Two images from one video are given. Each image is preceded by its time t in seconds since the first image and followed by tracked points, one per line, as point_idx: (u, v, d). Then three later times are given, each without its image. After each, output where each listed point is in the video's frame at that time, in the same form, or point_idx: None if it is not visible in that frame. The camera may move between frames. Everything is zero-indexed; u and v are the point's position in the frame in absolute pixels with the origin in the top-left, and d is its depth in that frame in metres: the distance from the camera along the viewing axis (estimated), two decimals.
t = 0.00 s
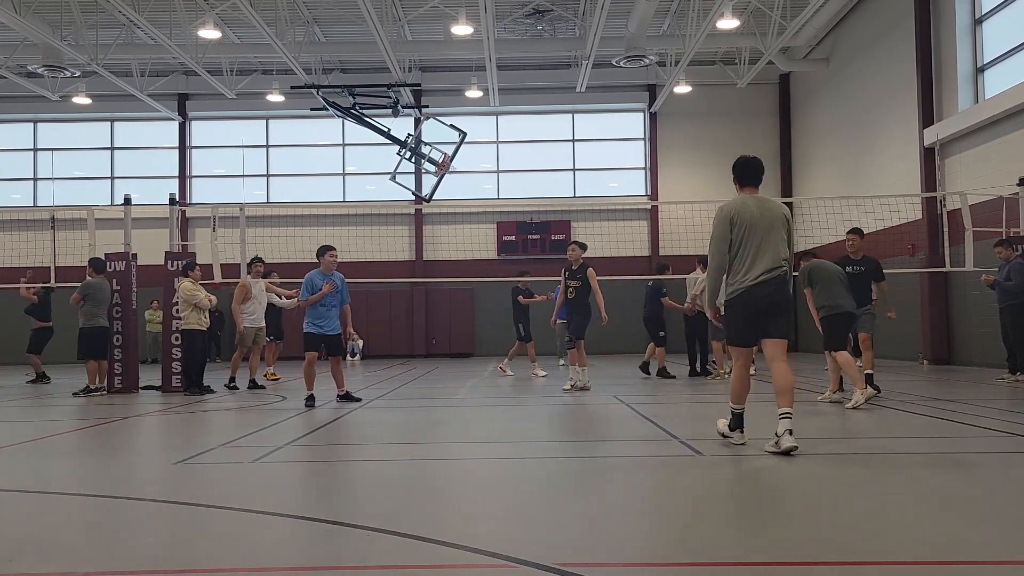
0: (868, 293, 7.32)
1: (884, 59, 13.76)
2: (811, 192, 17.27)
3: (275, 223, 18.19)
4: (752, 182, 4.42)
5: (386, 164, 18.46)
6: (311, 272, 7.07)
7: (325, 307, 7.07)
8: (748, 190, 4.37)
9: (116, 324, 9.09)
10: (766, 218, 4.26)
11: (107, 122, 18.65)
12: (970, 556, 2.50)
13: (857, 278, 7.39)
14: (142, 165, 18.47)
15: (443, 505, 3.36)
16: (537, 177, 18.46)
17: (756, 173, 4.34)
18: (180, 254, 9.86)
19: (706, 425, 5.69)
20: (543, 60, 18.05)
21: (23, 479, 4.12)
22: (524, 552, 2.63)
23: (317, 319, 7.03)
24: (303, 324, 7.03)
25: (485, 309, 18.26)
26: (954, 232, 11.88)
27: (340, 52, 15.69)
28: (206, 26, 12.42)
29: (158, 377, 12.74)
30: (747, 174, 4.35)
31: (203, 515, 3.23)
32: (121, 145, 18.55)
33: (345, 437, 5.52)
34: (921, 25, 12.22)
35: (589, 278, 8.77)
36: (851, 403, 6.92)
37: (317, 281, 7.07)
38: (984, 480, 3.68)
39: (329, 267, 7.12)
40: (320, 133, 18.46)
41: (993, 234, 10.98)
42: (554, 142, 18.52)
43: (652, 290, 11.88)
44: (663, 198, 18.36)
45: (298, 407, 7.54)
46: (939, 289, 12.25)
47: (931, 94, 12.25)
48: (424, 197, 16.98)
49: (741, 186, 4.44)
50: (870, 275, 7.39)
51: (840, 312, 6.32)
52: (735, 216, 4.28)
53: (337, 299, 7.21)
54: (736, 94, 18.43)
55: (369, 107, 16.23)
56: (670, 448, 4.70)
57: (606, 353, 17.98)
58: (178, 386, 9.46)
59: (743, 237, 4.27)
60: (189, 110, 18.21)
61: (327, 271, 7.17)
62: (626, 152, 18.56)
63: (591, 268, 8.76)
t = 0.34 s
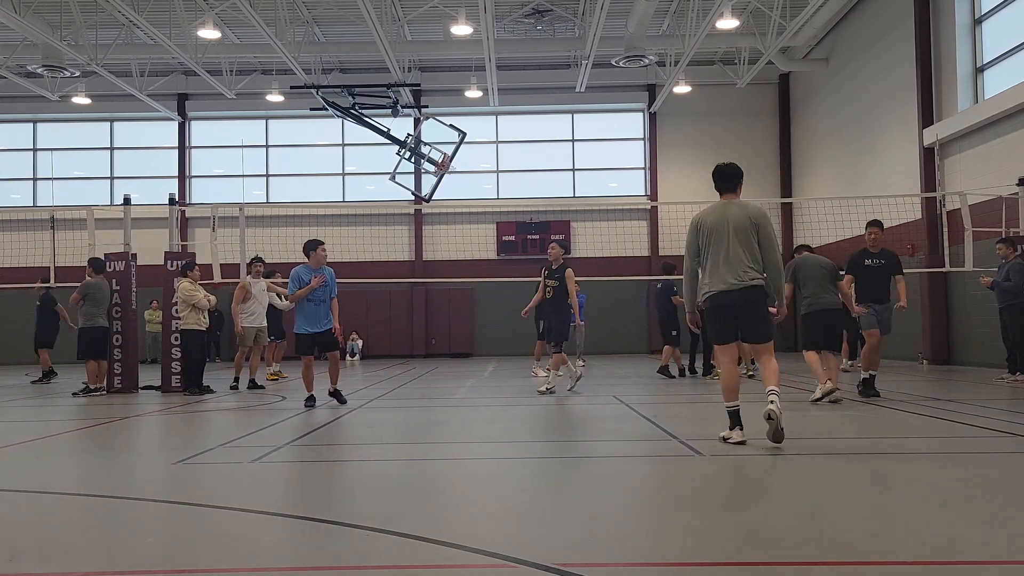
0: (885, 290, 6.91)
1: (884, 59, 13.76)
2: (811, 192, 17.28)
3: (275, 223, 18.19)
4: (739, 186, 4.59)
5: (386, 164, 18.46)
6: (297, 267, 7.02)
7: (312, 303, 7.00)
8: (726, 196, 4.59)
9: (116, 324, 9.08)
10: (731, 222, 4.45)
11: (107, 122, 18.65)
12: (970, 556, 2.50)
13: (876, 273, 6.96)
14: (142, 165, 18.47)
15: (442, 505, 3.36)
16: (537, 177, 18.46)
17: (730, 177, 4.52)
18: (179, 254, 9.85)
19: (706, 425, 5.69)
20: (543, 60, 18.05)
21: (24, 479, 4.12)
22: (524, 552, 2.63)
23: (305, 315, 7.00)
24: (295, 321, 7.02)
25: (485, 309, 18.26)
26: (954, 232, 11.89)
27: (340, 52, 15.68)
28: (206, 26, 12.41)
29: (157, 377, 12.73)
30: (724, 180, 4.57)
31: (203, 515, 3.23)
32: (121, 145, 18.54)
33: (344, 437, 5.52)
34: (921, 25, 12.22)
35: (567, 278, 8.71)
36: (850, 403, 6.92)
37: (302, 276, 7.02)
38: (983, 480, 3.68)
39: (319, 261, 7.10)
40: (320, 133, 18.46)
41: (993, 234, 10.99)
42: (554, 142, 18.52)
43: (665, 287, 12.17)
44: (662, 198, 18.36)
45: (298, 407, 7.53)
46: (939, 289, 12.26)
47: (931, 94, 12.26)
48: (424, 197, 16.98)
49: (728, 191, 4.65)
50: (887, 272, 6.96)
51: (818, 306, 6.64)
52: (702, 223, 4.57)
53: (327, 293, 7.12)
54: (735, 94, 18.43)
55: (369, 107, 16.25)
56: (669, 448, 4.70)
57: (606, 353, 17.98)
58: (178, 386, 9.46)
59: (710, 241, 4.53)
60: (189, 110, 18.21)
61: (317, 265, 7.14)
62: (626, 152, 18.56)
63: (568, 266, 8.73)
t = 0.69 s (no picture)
0: (908, 291, 6.49)
1: (884, 59, 13.77)
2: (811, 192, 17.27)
3: (275, 223, 18.19)
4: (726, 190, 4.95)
5: (386, 164, 18.47)
6: (297, 267, 7.07)
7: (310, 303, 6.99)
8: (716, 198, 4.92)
9: (116, 324, 9.11)
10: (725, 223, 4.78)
11: (107, 122, 18.64)
12: (969, 556, 2.50)
13: (899, 274, 6.53)
14: (142, 165, 18.47)
15: (444, 505, 3.37)
16: (537, 177, 18.46)
17: (721, 180, 4.87)
18: (179, 254, 9.87)
19: (706, 425, 5.70)
20: (543, 60, 18.05)
21: (24, 479, 4.12)
22: (524, 552, 2.63)
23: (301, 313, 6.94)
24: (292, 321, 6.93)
25: (485, 309, 18.25)
26: (954, 232, 11.89)
27: (340, 52, 15.69)
28: (206, 26, 12.41)
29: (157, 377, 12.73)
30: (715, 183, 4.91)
31: (202, 515, 3.23)
32: (121, 145, 18.54)
33: (345, 437, 5.52)
34: (922, 25, 12.23)
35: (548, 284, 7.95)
36: (850, 403, 6.92)
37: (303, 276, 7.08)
38: (982, 480, 3.68)
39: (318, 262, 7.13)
40: (320, 133, 18.47)
41: (993, 234, 10.99)
42: (554, 142, 18.52)
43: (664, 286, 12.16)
44: (663, 198, 18.36)
45: (297, 408, 7.53)
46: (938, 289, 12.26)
47: (931, 94, 12.26)
48: (424, 198, 16.98)
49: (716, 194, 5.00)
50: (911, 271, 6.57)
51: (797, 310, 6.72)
52: (695, 223, 4.86)
53: (324, 297, 7.12)
54: (736, 94, 18.44)
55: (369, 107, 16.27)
56: (669, 448, 4.70)
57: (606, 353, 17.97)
58: (178, 387, 9.47)
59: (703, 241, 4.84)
60: (189, 110, 18.21)
61: (315, 266, 7.17)
62: (626, 152, 18.56)
63: (550, 268, 7.98)
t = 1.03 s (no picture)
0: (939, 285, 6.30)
1: (883, 59, 13.80)
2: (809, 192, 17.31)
3: (275, 224, 18.18)
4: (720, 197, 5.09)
5: (386, 164, 18.46)
6: (300, 263, 7.00)
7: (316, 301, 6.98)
8: (712, 202, 5.00)
9: (116, 324, 9.12)
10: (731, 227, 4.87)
11: (106, 122, 18.61)
12: (967, 556, 2.52)
13: (931, 268, 6.29)
14: (141, 165, 18.44)
15: (444, 505, 3.37)
16: (538, 177, 18.47)
17: (720, 186, 4.98)
18: (179, 254, 9.85)
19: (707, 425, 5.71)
20: (543, 60, 18.06)
21: (25, 479, 4.12)
22: (524, 552, 2.64)
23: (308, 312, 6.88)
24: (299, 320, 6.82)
25: (485, 309, 18.26)
26: (954, 232, 11.93)
27: (340, 52, 15.68)
28: (207, 27, 12.39)
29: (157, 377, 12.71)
30: (718, 189, 4.97)
31: (203, 516, 3.24)
32: (121, 145, 18.51)
33: (346, 437, 5.52)
34: (922, 25, 12.26)
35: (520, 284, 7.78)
36: (851, 404, 6.94)
37: (306, 273, 7.02)
38: (983, 480, 3.69)
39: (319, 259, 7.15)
40: (320, 133, 18.46)
41: (993, 234, 11.03)
42: (554, 142, 18.54)
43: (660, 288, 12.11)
44: (662, 198, 18.38)
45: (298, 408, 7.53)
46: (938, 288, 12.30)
47: (931, 94, 12.30)
48: (424, 198, 16.97)
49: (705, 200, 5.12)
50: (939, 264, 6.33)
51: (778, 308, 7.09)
52: (700, 224, 4.86)
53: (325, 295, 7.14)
54: (735, 94, 18.47)
55: (369, 107, 16.27)
56: (670, 448, 4.72)
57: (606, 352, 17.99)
58: (178, 387, 9.45)
59: (706, 243, 4.85)
60: (189, 110, 18.19)
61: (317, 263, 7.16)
62: (625, 152, 18.58)
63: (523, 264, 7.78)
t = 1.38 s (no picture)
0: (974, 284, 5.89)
1: (884, 59, 13.80)
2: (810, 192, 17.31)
3: (275, 224, 18.18)
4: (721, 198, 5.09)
5: (387, 164, 18.45)
6: (316, 262, 6.86)
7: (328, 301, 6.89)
8: (712, 204, 5.01)
9: (116, 324, 9.11)
10: (723, 226, 4.86)
11: (106, 122, 18.61)
12: (967, 556, 2.52)
13: (963, 266, 5.92)
14: (141, 165, 18.43)
15: (443, 505, 3.38)
16: (538, 177, 18.48)
17: (721, 188, 4.98)
18: (179, 254, 9.86)
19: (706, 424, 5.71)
20: (543, 60, 18.06)
21: (24, 479, 4.12)
22: (523, 552, 2.64)
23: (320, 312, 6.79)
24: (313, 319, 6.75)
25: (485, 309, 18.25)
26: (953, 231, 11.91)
27: (340, 52, 15.67)
28: (207, 26, 12.39)
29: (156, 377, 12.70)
30: (715, 190, 4.98)
31: (203, 515, 3.24)
32: (121, 145, 18.52)
33: (346, 437, 5.52)
34: (922, 25, 12.26)
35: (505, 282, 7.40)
36: (850, 403, 6.95)
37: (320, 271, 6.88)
38: (984, 480, 3.69)
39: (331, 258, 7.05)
40: (320, 133, 18.46)
41: (993, 234, 11.03)
42: (554, 142, 18.54)
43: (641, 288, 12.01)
44: (662, 198, 18.39)
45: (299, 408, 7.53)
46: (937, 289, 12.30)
47: (931, 94, 12.30)
48: (424, 198, 16.96)
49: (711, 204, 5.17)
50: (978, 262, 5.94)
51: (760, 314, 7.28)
52: (697, 223, 4.89)
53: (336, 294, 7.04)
54: (735, 94, 18.47)
55: (369, 107, 16.29)
56: (670, 448, 4.72)
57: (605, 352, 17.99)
58: (178, 386, 9.44)
59: (697, 241, 4.88)
60: (189, 110, 18.19)
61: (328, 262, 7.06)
62: (625, 152, 18.58)
63: (505, 265, 7.46)
